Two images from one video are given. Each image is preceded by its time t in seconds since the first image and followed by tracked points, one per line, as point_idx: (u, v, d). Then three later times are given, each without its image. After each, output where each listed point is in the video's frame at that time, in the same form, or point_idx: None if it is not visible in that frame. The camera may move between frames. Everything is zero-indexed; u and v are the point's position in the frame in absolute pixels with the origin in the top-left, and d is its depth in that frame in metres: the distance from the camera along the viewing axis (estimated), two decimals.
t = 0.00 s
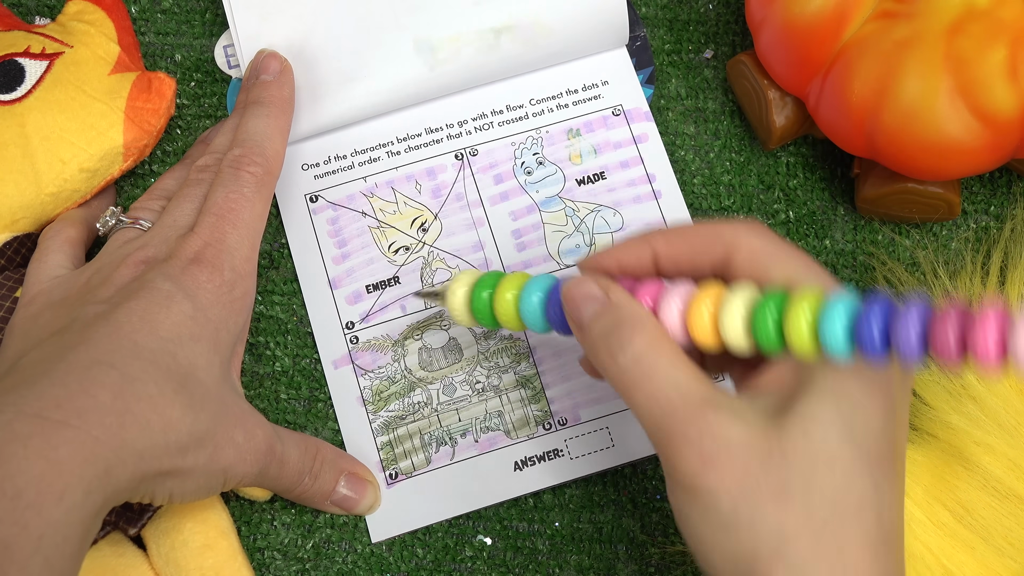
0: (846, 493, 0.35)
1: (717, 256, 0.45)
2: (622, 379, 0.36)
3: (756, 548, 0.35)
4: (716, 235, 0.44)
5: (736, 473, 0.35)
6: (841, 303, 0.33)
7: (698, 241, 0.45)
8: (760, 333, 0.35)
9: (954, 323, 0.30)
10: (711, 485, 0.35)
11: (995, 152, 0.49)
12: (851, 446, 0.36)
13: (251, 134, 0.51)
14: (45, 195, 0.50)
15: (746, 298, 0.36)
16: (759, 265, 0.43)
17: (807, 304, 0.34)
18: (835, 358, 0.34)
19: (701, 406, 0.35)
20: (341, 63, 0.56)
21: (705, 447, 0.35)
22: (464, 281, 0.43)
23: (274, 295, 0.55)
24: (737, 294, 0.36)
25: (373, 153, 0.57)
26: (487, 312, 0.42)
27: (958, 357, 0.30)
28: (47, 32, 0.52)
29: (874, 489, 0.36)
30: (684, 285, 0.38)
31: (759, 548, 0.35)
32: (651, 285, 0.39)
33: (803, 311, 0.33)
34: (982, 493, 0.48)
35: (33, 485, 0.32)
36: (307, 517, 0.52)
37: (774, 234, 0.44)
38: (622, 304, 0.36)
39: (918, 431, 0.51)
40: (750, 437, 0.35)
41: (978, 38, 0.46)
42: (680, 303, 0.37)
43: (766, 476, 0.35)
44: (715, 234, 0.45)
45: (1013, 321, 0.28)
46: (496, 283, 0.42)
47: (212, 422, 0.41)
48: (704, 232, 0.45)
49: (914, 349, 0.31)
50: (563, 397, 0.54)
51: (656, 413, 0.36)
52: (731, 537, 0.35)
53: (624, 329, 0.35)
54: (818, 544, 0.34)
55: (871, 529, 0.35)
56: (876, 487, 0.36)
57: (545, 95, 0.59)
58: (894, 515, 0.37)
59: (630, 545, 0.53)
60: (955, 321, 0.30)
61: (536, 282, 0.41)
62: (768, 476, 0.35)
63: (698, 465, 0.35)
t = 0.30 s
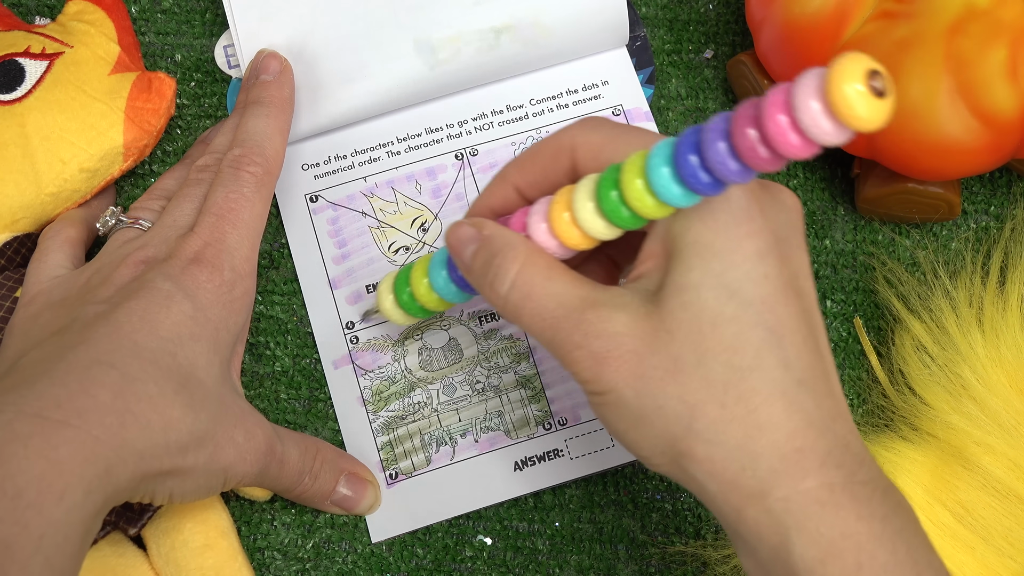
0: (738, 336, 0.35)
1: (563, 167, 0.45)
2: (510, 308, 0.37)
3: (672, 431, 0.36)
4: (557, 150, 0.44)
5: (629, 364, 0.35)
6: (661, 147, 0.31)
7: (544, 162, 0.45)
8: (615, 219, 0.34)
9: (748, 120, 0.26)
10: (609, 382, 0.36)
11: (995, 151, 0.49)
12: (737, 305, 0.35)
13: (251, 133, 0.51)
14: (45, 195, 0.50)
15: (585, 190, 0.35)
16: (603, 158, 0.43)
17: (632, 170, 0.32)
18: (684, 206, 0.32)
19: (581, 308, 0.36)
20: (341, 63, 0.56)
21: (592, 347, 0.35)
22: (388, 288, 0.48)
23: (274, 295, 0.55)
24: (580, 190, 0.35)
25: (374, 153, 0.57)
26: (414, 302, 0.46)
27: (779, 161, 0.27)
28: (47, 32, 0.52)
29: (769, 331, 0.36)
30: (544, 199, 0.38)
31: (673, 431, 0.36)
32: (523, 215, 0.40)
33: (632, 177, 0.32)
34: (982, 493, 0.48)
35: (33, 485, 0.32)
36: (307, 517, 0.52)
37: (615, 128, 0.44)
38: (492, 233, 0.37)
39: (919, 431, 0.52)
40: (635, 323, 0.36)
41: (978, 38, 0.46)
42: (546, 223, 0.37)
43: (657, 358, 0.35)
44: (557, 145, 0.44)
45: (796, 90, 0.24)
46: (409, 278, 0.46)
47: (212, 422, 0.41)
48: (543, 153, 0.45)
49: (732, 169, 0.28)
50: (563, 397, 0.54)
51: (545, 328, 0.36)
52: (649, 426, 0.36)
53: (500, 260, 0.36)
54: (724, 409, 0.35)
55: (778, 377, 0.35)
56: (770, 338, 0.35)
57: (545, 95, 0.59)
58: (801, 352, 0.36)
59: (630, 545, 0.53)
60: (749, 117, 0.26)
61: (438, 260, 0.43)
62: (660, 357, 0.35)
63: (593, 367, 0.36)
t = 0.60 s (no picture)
0: (704, 333, 0.36)
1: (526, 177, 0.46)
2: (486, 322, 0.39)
3: (647, 431, 0.36)
4: (519, 160, 0.45)
5: (601, 368, 0.36)
6: (618, 152, 0.32)
7: (508, 174, 0.46)
8: (580, 224, 0.35)
9: (697, 118, 0.27)
10: (584, 387, 0.37)
11: (995, 152, 0.49)
12: (703, 303, 0.36)
13: (250, 134, 0.51)
14: (45, 195, 0.50)
15: (550, 198, 0.36)
16: (563, 166, 0.44)
17: (593, 176, 0.33)
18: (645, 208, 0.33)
19: (552, 317, 0.37)
20: (341, 63, 0.56)
21: (564, 354, 0.37)
22: (366, 308, 0.51)
23: (274, 295, 0.55)
24: (543, 199, 0.36)
25: (374, 153, 0.57)
26: (393, 320, 0.49)
27: (731, 157, 0.27)
28: (47, 32, 0.52)
29: (736, 326, 0.36)
30: (510, 213, 0.39)
31: (648, 431, 0.36)
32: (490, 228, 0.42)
33: (593, 182, 0.33)
34: (982, 493, 0.48)
35: (31, 487, 0.32)
36: (307, 517, 0.52)
37: (576, 134, 0.44)
38: (460, 251, 0.38)
39: (919, 431, 0.52)
40: (605, 327, 0.36)
41: (979, 38, 0.46)
42: (513, 234, 0.39)
43: (627, 361, 0.36)
44: (519, 155, 0.45)
45: (739, 85, 0.25)
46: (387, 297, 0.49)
47: (211, 423, 0.41)
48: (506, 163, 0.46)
49: (686, 168, 0.29)
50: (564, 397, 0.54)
51: (519, 339, 0.38)
52: (626, 427, 0.37)
53: (470, 277, 0.38)
54: (695, 407, 0.35)
55: (748, 372, 0.35)
56: (738, 333, 0.36)
57: (545, 95, 0.59)
58: (771, 345, 0.36)
59: (630, 545, 0.53)
60: (698, 115, 0.27)
61: (413, 279, 0.46)
62: (631, 359, 0.36)
63: (566, 373, 0.37)
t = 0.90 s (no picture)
0: (715, 340, 0.34)
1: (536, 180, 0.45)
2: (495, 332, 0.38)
3: (662, 440, 0.35)
4: (529, 165, 0.44)
5: (613, 378, 0.35)
6: (618, 158, 0.31)
7: (517, 180, 0.45)
8: (588, 231, 0.34)
9: (691, 120, 0.27)
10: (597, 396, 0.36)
11: (995, 152, 0.49)
12: (712, 308, 0.34)
13: (250, 134, 0.51)
14: (45, 195, 0.50)
15: (558, 208, 0.35)
16: (571, 169, 0.43)
17: (597, 183, 0.32)
18: (652, 212, 0.32)
19: (561, 327, 0.36)
20: (341, 63, 0.56)
21: (576, 364, 0.36)
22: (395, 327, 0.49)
23: (274, 295, 0.55)
24: (551, 208, 0.35)
25: (374, 153, 0.57)
26: (422, 336, 0.47)
27: (730, 157, 0.27)
28: (47, 32, 0.52)
29: (748, 330, 0.34)
30: (522, 223, 0.38)
31: (663, 440, 0.35)
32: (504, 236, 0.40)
33: (597, 189, 0.32)
34: (982, 493, 0.48)
35: (30, 488, 0.33)
36: (307, 517, 0.52)
37: (584, 136, 0.44)
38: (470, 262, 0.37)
39: (919, 431, 0.51)
40: (617, 336, 0.35)
41: (979, 38, 0.46)
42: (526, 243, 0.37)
43: (637, 369, 0.35)
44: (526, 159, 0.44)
45: (728, 82, 0.25)
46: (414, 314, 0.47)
47: (211, 423, 0.41)
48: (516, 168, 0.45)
49: (687, 171, 0.28)
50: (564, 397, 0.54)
51: (531, 349, 0.37)
52: (640, 438, 0.36)
53: (478, 287, 0.37)
54: (708, 415, 0.34)
55: (760, 376, 0.34)
56: (751, 336, 0.34)
57: (545, 96, 0.59)
58: (786, 347, 0.35)
59: (630, 545, 0.53)
60: (692, 116, 0.26)
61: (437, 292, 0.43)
62: (641, 368, 0.35)
63: (578, 383, 0.36)
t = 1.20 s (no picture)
0: (876, 419, 0.33)
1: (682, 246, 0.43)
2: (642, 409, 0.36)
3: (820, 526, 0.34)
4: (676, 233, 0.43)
5: (766, 458, 0.34)
6: (767, 228, 0.29)
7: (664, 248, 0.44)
8: (740, 306, 0.31)
9: (840, 189, 0.25)
10: (748, 476, 0.35)
11: (996, 152, 0.49)
12: (871, 386, 0.33)
13: (251, 134, 0.51)
14: (45, 195, 0.50)
15: (706, 282, 0.33)
16: (719, 237, 0.42)
17: (744, 256, 0.30)
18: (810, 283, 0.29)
19: (711, 403, 0.34)
20: (341, 63, 0.56)
21: (727, 444, 0.34)
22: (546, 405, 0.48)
23: (274, 295, 0.55)
24: (699, 283, 0.33)
25: (374, 153, 0.57)
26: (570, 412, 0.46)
27: (884, 225, 0.25)
28: (47, 32, 0.52)
29: (910, 409, 0.33)
30: (669, 297, 0.36)
31: (821, 524, 0.34)
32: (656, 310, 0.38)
33: (747, 263, 0.30)
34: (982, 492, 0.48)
35: (28, 489, 0.33)
36: (307, 517, 0.52)
37: (729, 200, 0.43)
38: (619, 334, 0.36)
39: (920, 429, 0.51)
40: (769, 414, 0.34)
41: (978, 37, 0.46)
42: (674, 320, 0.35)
43: (793, 449, 0.33)
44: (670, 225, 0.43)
45: (877, 148, 0.23)
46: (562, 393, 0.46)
47: (211, 424, 0.41)
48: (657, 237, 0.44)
49: (841, 240, 0.26)
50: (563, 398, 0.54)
51: (678, 427, 0.35)
52: (798, 520, 0.34)
53: (624, 358, 0.36)
54: (870, 498, 0.33)
55: (926, 458, 0.33)
56: (913, 416, 0.33)
57: (545, 96, 0.59)
58: (947, 426, 0.34)
59: (630, 545, 0.53)
60: (840, 185, 0.25)
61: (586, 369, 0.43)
62: (797, 448, 0.33)
63: (729, 463, 0.35)
